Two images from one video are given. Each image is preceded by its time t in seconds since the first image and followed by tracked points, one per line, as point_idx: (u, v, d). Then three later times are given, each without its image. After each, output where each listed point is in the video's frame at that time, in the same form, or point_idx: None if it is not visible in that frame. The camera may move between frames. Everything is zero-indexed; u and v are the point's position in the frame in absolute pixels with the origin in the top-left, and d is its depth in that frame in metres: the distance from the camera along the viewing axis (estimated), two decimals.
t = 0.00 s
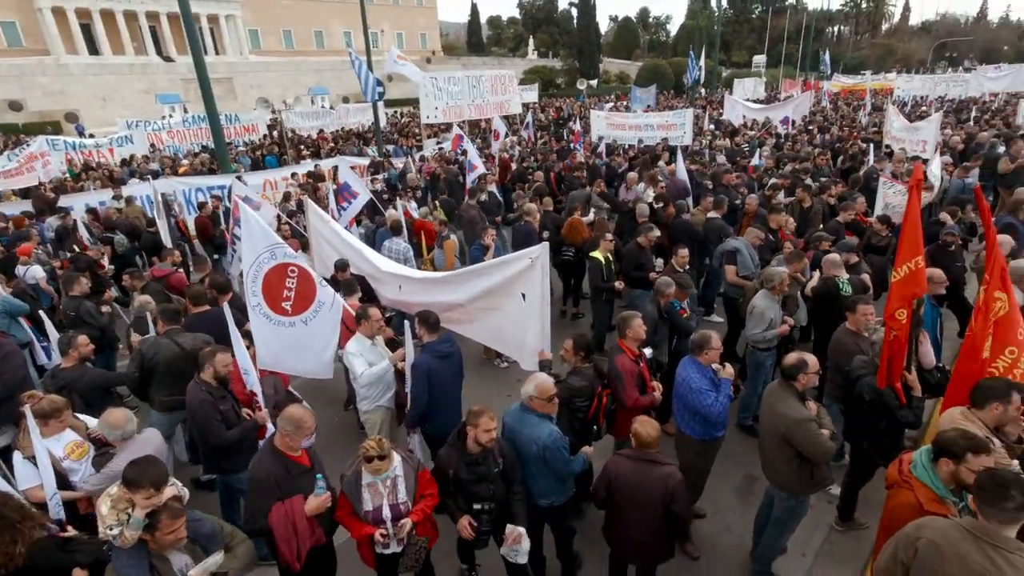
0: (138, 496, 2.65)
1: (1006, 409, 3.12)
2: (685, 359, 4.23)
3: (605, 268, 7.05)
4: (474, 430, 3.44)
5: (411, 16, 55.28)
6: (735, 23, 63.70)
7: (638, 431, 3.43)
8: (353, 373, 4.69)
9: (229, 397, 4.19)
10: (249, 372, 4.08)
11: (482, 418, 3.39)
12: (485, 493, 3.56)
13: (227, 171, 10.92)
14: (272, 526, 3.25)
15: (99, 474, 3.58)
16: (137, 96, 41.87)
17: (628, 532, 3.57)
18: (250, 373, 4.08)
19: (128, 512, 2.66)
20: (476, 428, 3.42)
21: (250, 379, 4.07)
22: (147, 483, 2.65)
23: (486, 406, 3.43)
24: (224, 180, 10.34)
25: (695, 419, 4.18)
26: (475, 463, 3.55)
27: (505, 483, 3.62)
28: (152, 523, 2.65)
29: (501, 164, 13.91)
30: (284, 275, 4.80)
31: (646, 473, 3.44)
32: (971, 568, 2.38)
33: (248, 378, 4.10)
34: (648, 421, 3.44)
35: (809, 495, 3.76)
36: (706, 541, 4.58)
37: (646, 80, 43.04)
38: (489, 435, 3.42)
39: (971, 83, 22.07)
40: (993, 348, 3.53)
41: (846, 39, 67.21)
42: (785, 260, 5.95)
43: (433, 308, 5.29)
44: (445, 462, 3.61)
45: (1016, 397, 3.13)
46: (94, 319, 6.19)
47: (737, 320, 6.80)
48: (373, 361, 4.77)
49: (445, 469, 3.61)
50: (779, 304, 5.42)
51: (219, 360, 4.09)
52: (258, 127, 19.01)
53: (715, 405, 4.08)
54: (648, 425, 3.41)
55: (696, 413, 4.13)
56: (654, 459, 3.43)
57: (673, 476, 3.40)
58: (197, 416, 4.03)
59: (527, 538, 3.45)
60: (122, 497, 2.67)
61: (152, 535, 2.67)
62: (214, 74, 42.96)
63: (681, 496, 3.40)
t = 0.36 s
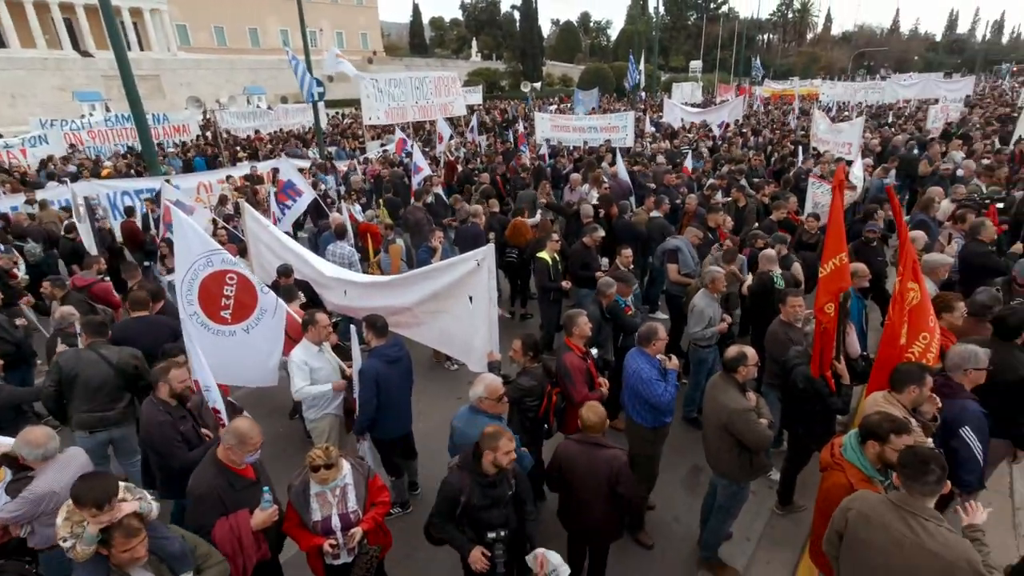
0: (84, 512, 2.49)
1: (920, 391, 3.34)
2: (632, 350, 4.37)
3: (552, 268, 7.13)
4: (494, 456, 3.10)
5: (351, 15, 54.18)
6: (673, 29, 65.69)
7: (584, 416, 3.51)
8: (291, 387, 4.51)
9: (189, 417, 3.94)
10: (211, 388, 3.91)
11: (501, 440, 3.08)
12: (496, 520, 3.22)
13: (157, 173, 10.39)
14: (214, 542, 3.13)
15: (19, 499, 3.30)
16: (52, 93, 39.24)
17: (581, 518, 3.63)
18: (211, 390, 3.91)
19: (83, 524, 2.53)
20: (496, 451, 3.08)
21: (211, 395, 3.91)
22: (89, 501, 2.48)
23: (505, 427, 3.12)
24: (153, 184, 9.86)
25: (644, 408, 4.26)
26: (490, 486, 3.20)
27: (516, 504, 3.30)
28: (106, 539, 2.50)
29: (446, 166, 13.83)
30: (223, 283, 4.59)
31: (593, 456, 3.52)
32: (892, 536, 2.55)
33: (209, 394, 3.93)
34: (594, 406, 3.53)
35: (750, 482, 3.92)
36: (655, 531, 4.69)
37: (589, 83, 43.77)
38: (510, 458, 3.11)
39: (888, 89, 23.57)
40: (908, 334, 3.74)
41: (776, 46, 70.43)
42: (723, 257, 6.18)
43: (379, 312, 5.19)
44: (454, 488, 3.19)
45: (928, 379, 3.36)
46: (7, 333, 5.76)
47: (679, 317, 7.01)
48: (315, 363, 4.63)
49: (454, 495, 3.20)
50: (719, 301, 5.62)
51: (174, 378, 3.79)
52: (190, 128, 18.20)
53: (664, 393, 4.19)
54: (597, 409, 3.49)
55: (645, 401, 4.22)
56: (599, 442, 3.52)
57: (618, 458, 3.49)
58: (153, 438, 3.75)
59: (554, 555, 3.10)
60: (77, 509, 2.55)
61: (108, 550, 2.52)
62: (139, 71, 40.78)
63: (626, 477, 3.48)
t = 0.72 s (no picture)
0: (70, 516, 2.44)
1: (876, 381, 3.50)
2: (603, 348, 4.49)
3: (518, 271, 7.17)
4: (523, 491, 2.86)
5: (309, 16, 53.25)
6: (632, 35, 66.88)
7: (549, 404, 3.66)
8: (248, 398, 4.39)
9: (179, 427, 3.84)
10: (198, 398, 3.98)
11: (527, 474, 2.83)
12: (536, 553, 2.99)
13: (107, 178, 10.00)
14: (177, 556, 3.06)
15: None
16: None
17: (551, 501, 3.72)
18: (199, 400, 3.99)
19: (65, 532, 2.47)
20: (522, 486, 2.85)
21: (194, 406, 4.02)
22: (75, 504, 2.45)
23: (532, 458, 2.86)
24: (102, 189, 9.49)
25: (619, 403, 4.32)
26: (526, 519, 2.95)
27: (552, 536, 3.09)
28: (88, 548, 2.40)
29: (410, 170, 13.73)
30: (184, 288, 4.51)
31: (559, 443, 3.61)
32: (855, 522, 2.66)
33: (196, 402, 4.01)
34: (559, 394, 3.69)
35: (716, 476, 4.02)
36: (627, 528, 4.76)
37: (551, 87, 44.15)
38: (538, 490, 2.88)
39: (837, 95, 24.48)
40: (860, 326, 3.93)
41: (731, 53, 72.40)
42: (686, 257, 6.32)
43: (344, 317, 5.13)
44: (489, 529, 2.89)
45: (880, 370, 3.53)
46: None
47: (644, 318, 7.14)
48: (280, 371, 4.51)
49: (492, 537, 2.89)
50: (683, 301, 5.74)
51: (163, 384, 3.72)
52: (141, 131, 17.59)
53: (638, 387, 4.29)
54: (564, 396, 3.66)
55: (621, 396, 4.28)
56: (565, 428, 3.64)
57: (583, 444, 3.60)
58: (142, 448, 3.61)
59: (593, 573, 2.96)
60: (59, 517, 2.49)
61: (90, 561, 2.41)
62: (85, 71, 39.17)
63: (591, 462, 3.61)
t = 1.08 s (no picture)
0: (57, 531, 2.40)
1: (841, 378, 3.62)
2: (588, 351, 4.59)
3: (490, 275, 7.17)
4: (583, 519, 2.75)
5: (274, 19, 52.45)
6: (600, 42, 67.82)
7: (531, 400, 3.82)
8: (211, 406, 4.31)
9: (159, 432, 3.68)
10: (188, 404, 3.71)
11: (589, 501, 2.73)
12: None
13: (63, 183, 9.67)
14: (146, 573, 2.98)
15: None
16: None
17: (532, 495, 3.86)
18: (189, 406, 3.71)
19: (50, 547, 2.44)
20: (585, 515, 2.74)
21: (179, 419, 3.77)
22: (64, 517, 2.40)
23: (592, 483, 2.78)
24: (58, 196, 9.16)
25: (609, 403, 4.41)
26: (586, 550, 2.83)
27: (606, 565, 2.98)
28: (78, 560, 2.34)
29: (380, 175, 13.63)
30: (148, 297, 4.39)
31: (539, 439, 3.78)
32: (823, 520, 2.73)
33: (186, 410, 3.72)
34: (541, 391, 3.85)
35: (688, 475, 4.08)
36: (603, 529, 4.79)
37: (521, 93, 44.37)
38: (600, 519, 2.77)
39: (797, 102, 25.18)
40: (822, 323, 4.02)
41: (696, 60, 73.91)
42: (656, 260, 6.43)
43: (314, 325, 5.06)
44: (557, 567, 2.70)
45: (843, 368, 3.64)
46: None
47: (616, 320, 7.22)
48: (248, 380, 4.42)
49: None
50: (656, 301, 5.83)
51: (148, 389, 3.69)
52: (99, 135, 17.05)
53: (628, 386, 4.40)
54: (544, 394, 3.82)
55: (612, 396, 4.37)
56: (547, 424, 3.81)
57: (563, 440, 3.76)
58: (127, 452, 3.51)
59: None
60: (41, 533, 2.45)
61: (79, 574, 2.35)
62: (38, 73, 37.80)
63: (571, 458, 3.75)
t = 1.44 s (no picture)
0: (57, 546, 2.40)
1: (818, 381, 3.75)
2: (577, 353, 4.66)
3: (466, 280, 7.17)
4: (666, 531, 2.71)
5: (243, 22, 51.60)
6: (572, 48, 68.46)
7: (522, 402, 3.85)
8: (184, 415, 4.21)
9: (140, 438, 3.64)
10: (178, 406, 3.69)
11: (674, 512, 2.70)
12: None
13: (22, 189, 9.36)
14: None
15: None
16: None
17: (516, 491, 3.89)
18: (178, 409, 3.69)
19: (46, 563, 2.42)
20: (668, 525, 2.70)
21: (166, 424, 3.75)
22: (65, 531, 2.41)
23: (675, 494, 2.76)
24: (16, 202, 8.86)
25: (598, 403, 4.49)
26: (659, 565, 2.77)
27: None
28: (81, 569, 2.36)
29: (353, 180, 13.50)
30: (114, 305, 4.28)
31: (531, 439, 3.84)
32: (795, 513, 2.80)
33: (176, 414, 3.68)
34: (531, 393, 3.86)
35: (664, 475, 4.14)
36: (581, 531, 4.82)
37: (494, 98, 44.46)
38: (683, 531, 2.75)
39: (765, 109, 25.71)
40: (791, 323, 4.12)
41: (667, 67, 75.02)
42: (630, 263, 6.51)
43: (289, 332, 4.99)
44: None
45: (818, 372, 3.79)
46: None
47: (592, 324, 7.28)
48: (220, 390, 4.35)
49: None
50: (632, 303, 5.90)
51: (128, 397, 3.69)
52: (60, 139, 16.54)
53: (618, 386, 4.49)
54: (532, 397, 3.82)
55: (602, 396, 4.44)
56: (538, 425, 3.86)
57: (553, 441, 3.82)
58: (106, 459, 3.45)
59: None
60: (36, 549, 2.42)
61: None
62: None
63: (561, 457, 3.81)
